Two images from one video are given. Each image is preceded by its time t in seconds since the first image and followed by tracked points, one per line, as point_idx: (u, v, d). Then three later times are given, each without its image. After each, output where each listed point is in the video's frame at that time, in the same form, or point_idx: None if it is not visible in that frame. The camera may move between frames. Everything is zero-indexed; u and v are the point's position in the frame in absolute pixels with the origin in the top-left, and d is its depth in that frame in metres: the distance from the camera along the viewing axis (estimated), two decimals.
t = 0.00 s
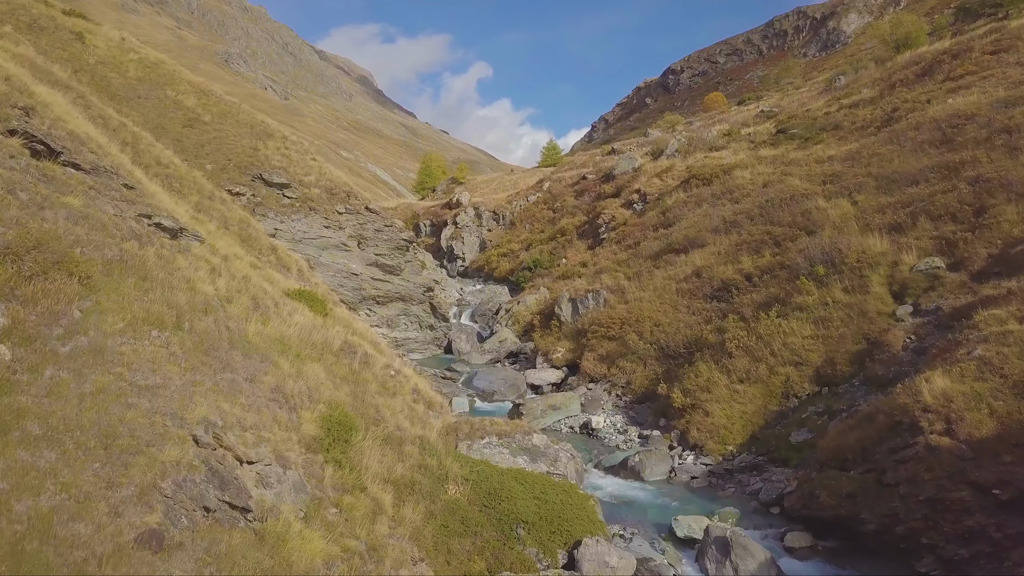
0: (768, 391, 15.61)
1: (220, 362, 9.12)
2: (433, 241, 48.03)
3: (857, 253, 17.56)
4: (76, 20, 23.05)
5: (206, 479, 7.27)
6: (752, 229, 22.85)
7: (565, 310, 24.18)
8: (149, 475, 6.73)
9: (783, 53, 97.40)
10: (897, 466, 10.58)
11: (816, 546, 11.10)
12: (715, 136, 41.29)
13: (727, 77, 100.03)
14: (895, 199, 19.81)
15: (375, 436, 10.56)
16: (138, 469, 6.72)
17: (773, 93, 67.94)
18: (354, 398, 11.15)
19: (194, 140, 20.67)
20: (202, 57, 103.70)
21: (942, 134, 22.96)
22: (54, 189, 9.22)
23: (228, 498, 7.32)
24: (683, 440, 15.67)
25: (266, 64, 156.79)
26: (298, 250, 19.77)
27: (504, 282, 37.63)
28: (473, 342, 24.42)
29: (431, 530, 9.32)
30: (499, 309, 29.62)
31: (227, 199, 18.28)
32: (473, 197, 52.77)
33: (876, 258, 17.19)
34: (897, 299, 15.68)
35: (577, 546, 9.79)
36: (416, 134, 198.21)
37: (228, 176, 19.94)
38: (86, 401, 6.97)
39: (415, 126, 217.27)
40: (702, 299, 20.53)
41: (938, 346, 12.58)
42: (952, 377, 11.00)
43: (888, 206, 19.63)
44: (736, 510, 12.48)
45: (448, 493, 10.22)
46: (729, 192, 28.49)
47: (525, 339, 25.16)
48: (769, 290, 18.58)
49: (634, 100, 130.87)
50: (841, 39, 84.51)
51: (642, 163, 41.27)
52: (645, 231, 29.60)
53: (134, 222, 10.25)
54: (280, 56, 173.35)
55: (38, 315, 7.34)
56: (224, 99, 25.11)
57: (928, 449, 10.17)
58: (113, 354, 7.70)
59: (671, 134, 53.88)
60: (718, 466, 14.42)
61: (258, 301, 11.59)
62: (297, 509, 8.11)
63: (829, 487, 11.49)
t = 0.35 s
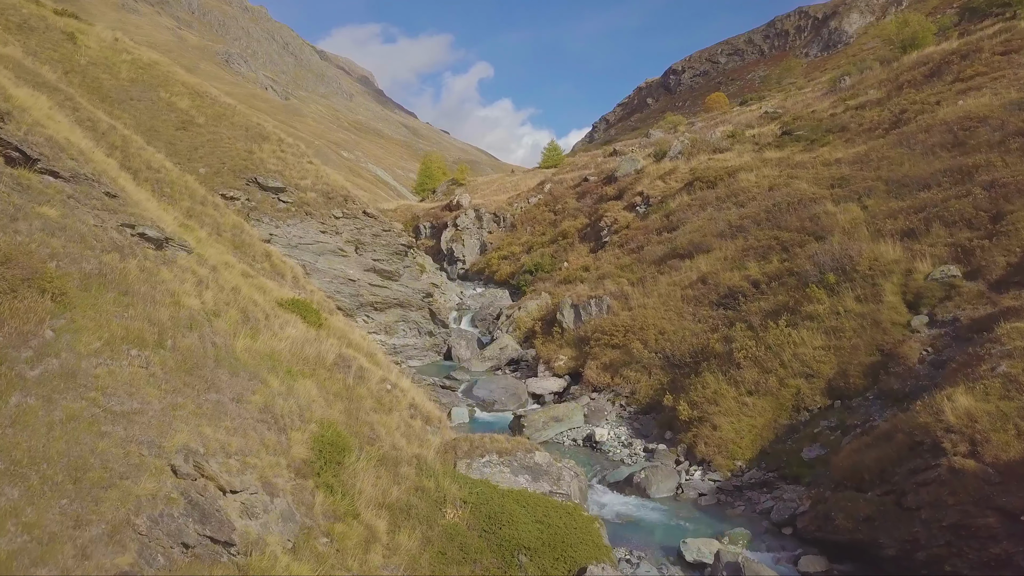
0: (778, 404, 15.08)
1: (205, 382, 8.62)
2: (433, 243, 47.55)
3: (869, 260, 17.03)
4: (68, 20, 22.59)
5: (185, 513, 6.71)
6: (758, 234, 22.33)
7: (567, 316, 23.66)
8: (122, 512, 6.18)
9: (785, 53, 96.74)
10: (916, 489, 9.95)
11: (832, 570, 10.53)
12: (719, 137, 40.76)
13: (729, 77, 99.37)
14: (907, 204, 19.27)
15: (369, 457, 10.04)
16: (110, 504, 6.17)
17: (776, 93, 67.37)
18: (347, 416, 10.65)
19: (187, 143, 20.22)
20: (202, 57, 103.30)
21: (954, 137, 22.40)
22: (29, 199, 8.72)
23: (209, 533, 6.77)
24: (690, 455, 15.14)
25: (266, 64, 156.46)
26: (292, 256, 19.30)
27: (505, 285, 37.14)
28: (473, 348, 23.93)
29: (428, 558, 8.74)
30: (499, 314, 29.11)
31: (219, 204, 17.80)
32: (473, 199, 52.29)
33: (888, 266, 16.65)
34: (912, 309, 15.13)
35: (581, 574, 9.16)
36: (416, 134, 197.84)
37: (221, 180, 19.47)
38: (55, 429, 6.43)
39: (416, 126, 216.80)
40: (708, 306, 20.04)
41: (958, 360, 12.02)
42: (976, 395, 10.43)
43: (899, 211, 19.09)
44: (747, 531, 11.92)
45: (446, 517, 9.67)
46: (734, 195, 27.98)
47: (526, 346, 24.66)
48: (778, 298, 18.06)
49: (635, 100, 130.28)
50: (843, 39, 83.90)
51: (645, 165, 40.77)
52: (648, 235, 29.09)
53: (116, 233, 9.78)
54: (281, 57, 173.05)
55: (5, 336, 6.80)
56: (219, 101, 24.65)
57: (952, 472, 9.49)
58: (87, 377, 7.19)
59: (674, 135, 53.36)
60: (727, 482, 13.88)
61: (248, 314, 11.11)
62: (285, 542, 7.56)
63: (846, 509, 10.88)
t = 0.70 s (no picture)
0: (787, 417, 14.62)
1: (190, 403, 8.17)
2: (433, 245, 47.13)
3: (880, 268, 16.56)
4: (60, 20, 22.16)
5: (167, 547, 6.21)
6: (765, 239, 21.87)
7: (569, 322, 23.21)
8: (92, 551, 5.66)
9: (787, 52, 96.16)
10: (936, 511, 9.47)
11: None
12: (722, 138, 40.29)
13: (731, 77, 98.77)
14: (918, 209, 18.79)
15: (364, 478, 9.57)
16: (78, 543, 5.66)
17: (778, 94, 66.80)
18: (341, 435, 10.21)
19: (181, 146, 19.79)
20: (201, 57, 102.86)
21: (965, 140, 21.90)
22: (5, 209, 8.29)
23: (190, 569, 6.23)
24: (697, 469, 14.67)
25: (266, 63, 156.01)
26: (288, 262, 18.90)
27: (506, 288, 36.69)
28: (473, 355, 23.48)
29: None
30: (500, 319, 28.67)
31: (213, 209, 17.36)
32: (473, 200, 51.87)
33: (900, 273, 16.16)
34: (926, 318, 14.64)
35: None
36: (417, 134, 197.39)
37: (215, 185, 19.06)
38: (21, 459, 5.94)
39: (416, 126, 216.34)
40: (714, 313, 19.58)
41: (977, 375, 11.53)
42: (1000, 412, 9.90)
43: (910, 217, 18.61)
44: (758, 552, 11.40)
45: (444, 543, 9.16)
46: (738, 198, 27.51)
47: (527, 352, 24.20)
48: (786, 306, 17.59)
49: (636, 100, 129.73)
50: (845, 38, 83.32)
51: (647, 167, 40.31)
52: (651, 239, 28.65)
53: (98, 244, 9.34)
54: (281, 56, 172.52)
55: None
56: (214, 103, 24.22)
57: (976, 495, 8.91)
58: (61, 401, 6.73)
59: (676, 136, 52.81)
60: (735, 498, 13.40)
61: (238, 327, 10.67)
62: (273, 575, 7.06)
63: (862, 531, 10.34)
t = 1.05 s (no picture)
0: (798, 431, 14.12)
1: (173, 428, 7.70)
2: (433, 247, 46.68)
3: (892, 276, 16.08)
4: (52, 20, 21.73)
5: None
6: (771, 245, 21.41)
7: (572, 329, 22.75)
8: None
9: (788, 52, 95.60)
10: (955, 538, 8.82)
11: None
12: (726, 139, 39.80)
13: (732, 77, 98.08)
14: (929, 215, 18.28)
15: (358, 502, 9.06)
16: None
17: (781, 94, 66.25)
18: (335, 456, 9.75)
19: (174, 150, 19.35)
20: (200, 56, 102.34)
21: (976, 143, 21.40)
22: None
23: None
24: (705, 484, 14.18)
25: (266, 62, 155.53)
26: (283, 268, 18.48)
27: (506, 292, 36.23)
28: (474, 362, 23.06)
29: None
30: (501, 324, 28.24)
31: (206, 214, 16.92)
32: (474, 202, 51.44)
33: (913, 282, 15.67)
34: (941, 329, 14.14)
35: None
36: (417, 133, 196.75)
37: (209, 190, 18.64)
38: None
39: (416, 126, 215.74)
40: (720, 321, 19.11)
41: (999, 391, 11.02)
42: None
43: (921, 222, 18.13)
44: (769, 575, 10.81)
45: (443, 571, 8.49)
46: (743, 201, 27.04)
47: (529, 359, 23.73)
48: (794, 315, 17.12)
49: (636, 100, 129.17)
50: (848, 38, 82.74)
51: (649, 168, 39.85)
52: (654, 243, 28.19)
53: (78, 257, 8.92)
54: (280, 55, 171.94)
55: None
56: (209, 105, 23.79)
57: (1002, 522, 8.34)
58: (30, 430, 6.19)
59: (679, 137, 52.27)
60: (745, 516, 12.87)
61: (227, 343, 10.22)
62: None
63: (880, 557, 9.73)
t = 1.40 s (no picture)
0: (811, 449, 13.56)
1: (148, 460, 7.15)
2: (433, 250, 46.18)
3: (906, 286, 15.53)
4: (43, 20, 21.24)
5: None
6: (778, 252, 20.88)
7: (574, 337, 22.23)
8: None
9: (790, 51, 94.87)
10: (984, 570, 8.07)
11: None
12: (729, 141, 39.22)
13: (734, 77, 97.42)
14: (943, 222, 17.72)
15: (350, 532, 8.50)
16: None
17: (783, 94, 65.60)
18: (326, 482, 9.24)
19: (166, 155, 18.85)
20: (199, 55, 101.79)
21: (989, 147, 20.82)
22: None
23: None
24: (713, 504, 13.64)
25: (265, 62, 154.97)
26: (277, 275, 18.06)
27: (507, 296, 35.72)
28: (474, 370, 22.56)
29: None
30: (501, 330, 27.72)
31: (197, 221, 16.40)
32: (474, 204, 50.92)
33: (928, 292, 15.11)
34: (959, 342, 13.56)
35: None
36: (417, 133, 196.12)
37: (201, 195, 18.15)
38: None
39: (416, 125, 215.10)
40: (727, 331, 18.57)
41: None
42: None
43: (935, 230, 17.57)
44: None
45: None
46: (749, 206, 26.51)
47: (530, 368, 23.20)
48: (804, 325, 16.58)
49: (637, 100, 128.50)
50: (850, 38, 82.02)
51: (652, 170, 39.28)
52: (658, 248, 27.65)
53: (51, 274, 8.40)
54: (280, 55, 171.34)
55: None
56: (202, 107, 23.27)
57: None
58: None
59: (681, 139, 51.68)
60: (756, 539, 12.29)
61: (212, 363, 9.71)
62: None
63: None
